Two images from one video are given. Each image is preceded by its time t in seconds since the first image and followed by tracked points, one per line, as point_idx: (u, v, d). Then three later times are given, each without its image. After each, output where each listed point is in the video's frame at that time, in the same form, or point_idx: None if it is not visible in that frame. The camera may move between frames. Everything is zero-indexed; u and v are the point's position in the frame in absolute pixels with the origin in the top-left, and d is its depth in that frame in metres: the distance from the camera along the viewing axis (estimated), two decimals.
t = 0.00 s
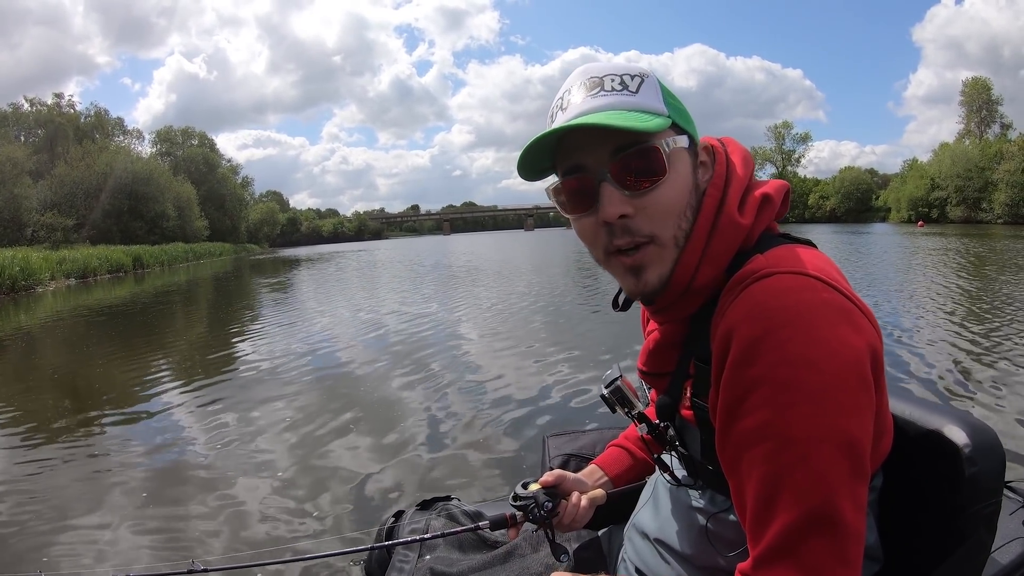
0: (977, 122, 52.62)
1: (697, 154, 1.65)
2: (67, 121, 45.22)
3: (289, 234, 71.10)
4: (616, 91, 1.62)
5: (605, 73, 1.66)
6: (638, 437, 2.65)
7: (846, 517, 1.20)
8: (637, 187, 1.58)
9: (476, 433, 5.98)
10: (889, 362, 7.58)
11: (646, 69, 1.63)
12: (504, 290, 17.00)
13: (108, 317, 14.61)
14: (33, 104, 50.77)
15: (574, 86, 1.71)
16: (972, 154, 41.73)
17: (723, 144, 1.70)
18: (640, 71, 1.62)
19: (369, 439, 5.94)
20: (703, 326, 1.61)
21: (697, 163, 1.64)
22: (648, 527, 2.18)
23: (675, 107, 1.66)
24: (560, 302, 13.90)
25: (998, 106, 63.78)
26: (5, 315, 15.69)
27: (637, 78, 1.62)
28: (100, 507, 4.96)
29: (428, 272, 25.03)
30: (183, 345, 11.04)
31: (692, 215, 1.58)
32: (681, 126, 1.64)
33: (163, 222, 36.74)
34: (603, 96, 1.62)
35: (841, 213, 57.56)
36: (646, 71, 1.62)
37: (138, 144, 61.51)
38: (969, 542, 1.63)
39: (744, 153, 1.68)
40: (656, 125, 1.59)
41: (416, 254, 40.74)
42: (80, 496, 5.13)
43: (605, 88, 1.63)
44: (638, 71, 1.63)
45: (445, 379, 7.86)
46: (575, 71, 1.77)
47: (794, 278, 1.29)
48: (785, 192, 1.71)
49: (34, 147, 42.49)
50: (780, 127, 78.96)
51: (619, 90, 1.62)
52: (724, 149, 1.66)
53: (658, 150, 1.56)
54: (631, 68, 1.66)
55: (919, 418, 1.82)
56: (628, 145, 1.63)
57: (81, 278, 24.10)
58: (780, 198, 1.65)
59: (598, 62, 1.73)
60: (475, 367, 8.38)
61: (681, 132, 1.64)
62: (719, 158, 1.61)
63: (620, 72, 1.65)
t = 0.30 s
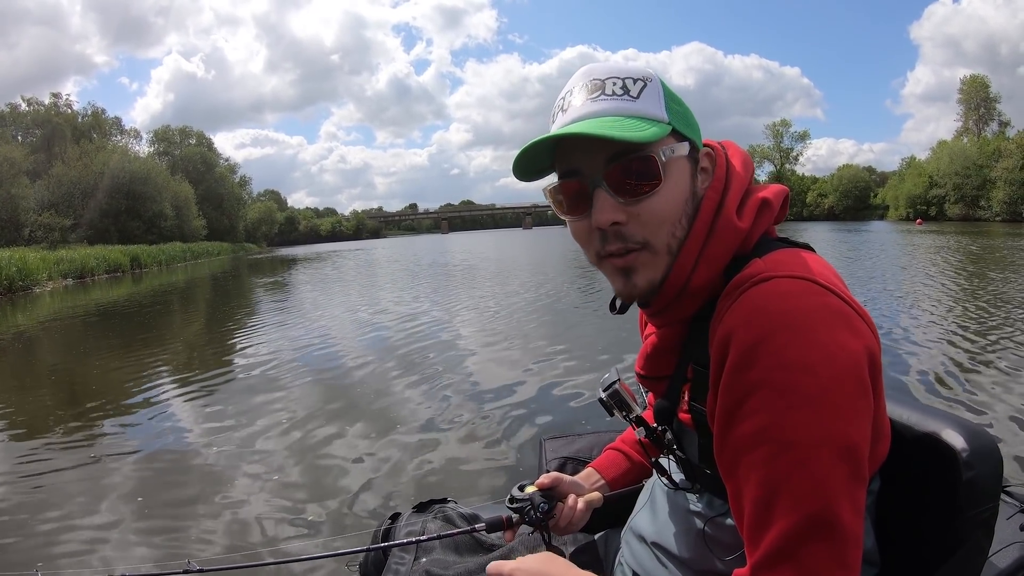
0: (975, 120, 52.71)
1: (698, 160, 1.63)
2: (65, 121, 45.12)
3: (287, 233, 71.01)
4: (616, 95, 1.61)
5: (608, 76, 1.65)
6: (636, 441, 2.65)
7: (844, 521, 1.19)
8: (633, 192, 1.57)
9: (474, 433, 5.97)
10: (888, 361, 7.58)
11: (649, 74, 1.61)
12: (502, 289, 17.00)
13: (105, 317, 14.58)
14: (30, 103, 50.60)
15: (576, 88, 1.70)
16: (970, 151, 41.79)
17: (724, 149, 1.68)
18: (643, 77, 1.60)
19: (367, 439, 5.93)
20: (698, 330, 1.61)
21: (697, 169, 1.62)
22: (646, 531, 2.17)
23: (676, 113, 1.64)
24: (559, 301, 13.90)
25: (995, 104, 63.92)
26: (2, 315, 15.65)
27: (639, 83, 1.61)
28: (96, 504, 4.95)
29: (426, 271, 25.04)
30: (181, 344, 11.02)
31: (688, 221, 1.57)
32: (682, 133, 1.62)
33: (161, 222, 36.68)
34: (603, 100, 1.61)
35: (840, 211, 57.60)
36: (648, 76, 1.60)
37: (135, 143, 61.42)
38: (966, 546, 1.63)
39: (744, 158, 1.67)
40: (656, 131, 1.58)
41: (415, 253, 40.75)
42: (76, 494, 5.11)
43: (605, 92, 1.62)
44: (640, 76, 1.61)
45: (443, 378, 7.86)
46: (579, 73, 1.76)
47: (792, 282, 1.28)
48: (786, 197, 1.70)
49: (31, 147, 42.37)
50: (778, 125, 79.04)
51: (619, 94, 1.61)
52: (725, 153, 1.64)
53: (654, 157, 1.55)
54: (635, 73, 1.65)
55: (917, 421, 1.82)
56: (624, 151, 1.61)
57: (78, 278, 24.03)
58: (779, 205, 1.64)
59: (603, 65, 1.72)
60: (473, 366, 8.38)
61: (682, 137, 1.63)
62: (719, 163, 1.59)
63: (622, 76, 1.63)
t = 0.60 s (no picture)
0: (975, 119, 52.66)
1: (693, 155, 1.64)
2: (63, 120, 45.04)
3: (287, 232, 70.98)
4: (612, 89, 1.62)
5: (603, 70, 1.66)
6: (632, 437, 2.65)
7: (840, 517, 1.19)
8: (628, 184, 1.58)
9: (474, 431, 5.98)
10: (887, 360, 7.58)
11: (644, 69, 1.61)
12: (501, 287, 17.02)
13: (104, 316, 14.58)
14: (29, 102, 50.51)
15: (572, 82, 1.71)
16: (970, 150, 41.79)
17: (719, 145, 1.69)
18: (638, 70, 1.60)
19: (366, 438, 5.93)
20: (693, 324, 1.61)
21: (691, 163, 1.63)
22: (642, 527, 2.18)
23: (672, 108, 1.65)
24: (558, 299, 13.91)
25: (995, 102, 63.86)
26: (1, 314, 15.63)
27: (634, 78, 1.61)
28: (96, 504, 4.95)
29: (425, 269, 25.06)
30: (180, 343, 11.04)
31: (683, 215, 1.58)
32: (677, 127, 1.63)
33: (160, 221, 36.69)
34: (598, 93, 1.62)
35: (840, 210, 57.58)
36: (644, 70, 1.61)
37: (134, 142, 61.35)
38: (960, 542, 1.63)
39: (739, 154, 1.67)
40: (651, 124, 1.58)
41: (415, 252, 40.81)
42: (76, 494, 5.11)
43: (601, 86, 1.63)
44: (636, 70, 1.62)
45: (443, 377, 7.86)
46: (575, 67, 1.76)
47: (786, 277, 1.29)
48: (781, 193, 1.70)
49: (30, 145, 42.30)
50: (778, 123, 79.02)
51: (614, 88, 1.62)
52: (719, 149, 1.66)
53: (649, 150, 1.56)
54: (629, 67, 1.65)
55: (912, 417, 1.82)
56: (620, 143, 1.62)
57: (77, 277, 23.97)
58: (773, 201, 1.65)
59: (599, 59, 1.72)
60: (472, 365, 8.39)
61: (676, 131, 1.64)
62: (714, 158, 1.60)
63: (617, 71, 1.64)
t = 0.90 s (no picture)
0: (977, 120, 52.54)
1: (687, 150, 1.66)
2: (66, 118, 45.14)
3: (288, 231, 71.06)
4: (604, 84, 1.63)
5: (595, 66, 1.68)
6: (631, 432, 2.67)
7: (838, 510, 1.21)
8: (622, 179, 1.59)
9: (475, 430, 6.00)
10: (888, 360, 7.58)
11: (636, 64, 1.63)
12: (502, 287, 17.07)
13: (106, 314, 14.62)
14: (31, 100, 50.64)
15: (565, 78, 1.73)
16: (973, 150, 41.73)
17: (713, 140, 1.71)
18: (630, 66, 1.62)
19: (367, 436, 5.96)
20: (689, 319, 1.62)
21: (685, 159, 1.65)
22: (642, 522, 2.20)
23: (664, 103, 1.66)
24: (559, 298, 13.94)
25: (998, 103, 63.70)
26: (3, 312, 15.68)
27: (626, 73, 1.63)
28: (98, 504, 4.97)
29: (426, 268, 25.09)
30: (182, 341, 11.09)
31: (677, 210, 1.59)
32: (669, 122, 1.64)
33: (162, 220, 36.76)
34: (590, 89, 1.63)
35: (841, 210, 57.52)
36: (635, 66, 1.63)
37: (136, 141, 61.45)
38: (960, 535, 1.63)
39: (733, 149, 1.69)
40: (644, 119, 1.60)
41: (416, 251, 40.84)
42: (79, 494, 5.13)
43: (593, 81, 1.64)
44: (628, 66, 1.63)
45: (444, 376, 7.88)
46: (568, 63, 1.78)
47: (781, 273, 1.30)
48: (776, 188, 1.72)
49: (33, 144, 42.39)
50: (780, 124, 78.92)
51: (607, 83, 1.63)
52: (713, 144, 1.67)
53: (642, 145, 1.57)
54: (622, 63, 1.67)
55: (910, 411, 1.84)
56: (612, 138, 1.63)
57: (79, 275, 24.04)
58: (768, 195, 1.67)
59: (592, 55, 1.74)
60: (473, 364, 8.43)
61: (669, 126, 1.65)
62: (708, 153, 1.62)
63: (609, 67, 1.66)
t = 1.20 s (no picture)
0: (979, 122, 52.43)
1: (688, 150, 1.65)
2: (68, 118, 45.25)
3: (289, 231, 71.10)
4: (605, 84, 1.63)
5: (597, 66, 1.68)
6: (631, 433, 2.67)
7: (837, 511, 1.21)
8: (621, 179, 1.59)
9: (475, 430, 5.99)
10: (888, 362, 7.56)
11: (638, 64, 1.63)
12: (503, 287, 17.09)
13: (107, 314, 14.67)
14: (34, 99, 50.80)
15: (568, 77, 1.72)
16: (974, 153, 41.68)
17: (715, 141, 1.70)
18: (632, 66, 1.62)
19: (367, 436, 5.97)
20: (689, 320, 1.62)
21: (687, 159, 1.64)
22: (642, 523, 2.19)
23: (665, 103, 1.66)
24: (560, 300, 13.95)
25: (1000, 106, 63.59)
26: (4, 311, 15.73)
27: (627, 73, 1.63)
28: (98, 502, 4.97)
29: (427, 269, 25.13)
30: (183, 341, 11.13)
31: (676, 210, 1.59)
32: (671, 122, 1.64)
33: (163, 219, 36.84)
34: (591, 88, 1.63)
35: (843, 212, 57.40)
36: (637, 66, 1.62)
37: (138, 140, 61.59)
38: (960, 536, 1.63)
39: (735, 150, 1.69)
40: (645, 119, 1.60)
41: (417, 251, 40.86)
42: (79, 492, 5.14)
43: (594, 81, 1.64)
44: (630, 66, 1.63)
45: (444, 377, 7.87)
46: (570, 63, 1.78)
47: (781, 274, 1.30)
48: (777, 189, 1.72)
49: (35, 143, 42.52)
50: (782, 126, 78.90)
51: (608, 83, 1.63)
52: (715, 145, 1.67)
53: (642, 145, 1.57)
54: (624, 63, 1.67)
55: (911, 412, 1.83)
56: (612, 138, 1.63)
57: (80, 274, 24.09)
58: (769, 196, 1.66)
59: (594, 55, 1.73)
60: (473, 364, 8.44)
61: (670, 126, 1.65)
62: (710, 153, 1.62)
63: (611, 66, 1.66)
